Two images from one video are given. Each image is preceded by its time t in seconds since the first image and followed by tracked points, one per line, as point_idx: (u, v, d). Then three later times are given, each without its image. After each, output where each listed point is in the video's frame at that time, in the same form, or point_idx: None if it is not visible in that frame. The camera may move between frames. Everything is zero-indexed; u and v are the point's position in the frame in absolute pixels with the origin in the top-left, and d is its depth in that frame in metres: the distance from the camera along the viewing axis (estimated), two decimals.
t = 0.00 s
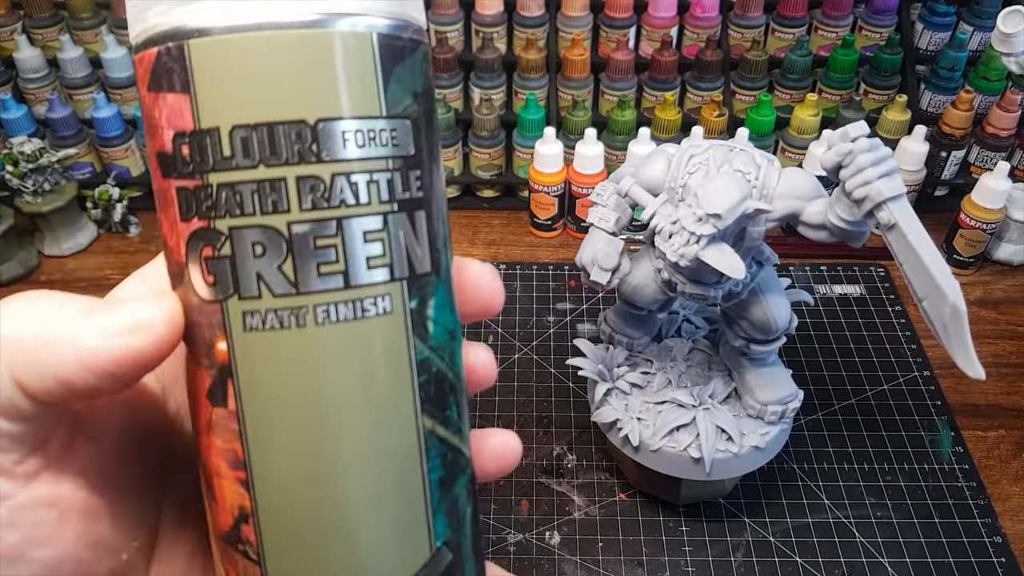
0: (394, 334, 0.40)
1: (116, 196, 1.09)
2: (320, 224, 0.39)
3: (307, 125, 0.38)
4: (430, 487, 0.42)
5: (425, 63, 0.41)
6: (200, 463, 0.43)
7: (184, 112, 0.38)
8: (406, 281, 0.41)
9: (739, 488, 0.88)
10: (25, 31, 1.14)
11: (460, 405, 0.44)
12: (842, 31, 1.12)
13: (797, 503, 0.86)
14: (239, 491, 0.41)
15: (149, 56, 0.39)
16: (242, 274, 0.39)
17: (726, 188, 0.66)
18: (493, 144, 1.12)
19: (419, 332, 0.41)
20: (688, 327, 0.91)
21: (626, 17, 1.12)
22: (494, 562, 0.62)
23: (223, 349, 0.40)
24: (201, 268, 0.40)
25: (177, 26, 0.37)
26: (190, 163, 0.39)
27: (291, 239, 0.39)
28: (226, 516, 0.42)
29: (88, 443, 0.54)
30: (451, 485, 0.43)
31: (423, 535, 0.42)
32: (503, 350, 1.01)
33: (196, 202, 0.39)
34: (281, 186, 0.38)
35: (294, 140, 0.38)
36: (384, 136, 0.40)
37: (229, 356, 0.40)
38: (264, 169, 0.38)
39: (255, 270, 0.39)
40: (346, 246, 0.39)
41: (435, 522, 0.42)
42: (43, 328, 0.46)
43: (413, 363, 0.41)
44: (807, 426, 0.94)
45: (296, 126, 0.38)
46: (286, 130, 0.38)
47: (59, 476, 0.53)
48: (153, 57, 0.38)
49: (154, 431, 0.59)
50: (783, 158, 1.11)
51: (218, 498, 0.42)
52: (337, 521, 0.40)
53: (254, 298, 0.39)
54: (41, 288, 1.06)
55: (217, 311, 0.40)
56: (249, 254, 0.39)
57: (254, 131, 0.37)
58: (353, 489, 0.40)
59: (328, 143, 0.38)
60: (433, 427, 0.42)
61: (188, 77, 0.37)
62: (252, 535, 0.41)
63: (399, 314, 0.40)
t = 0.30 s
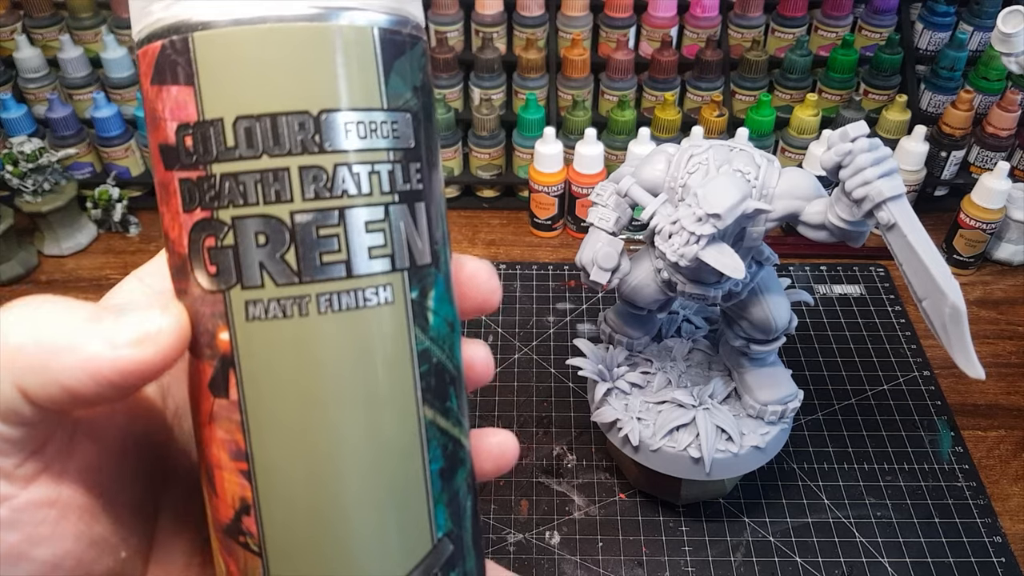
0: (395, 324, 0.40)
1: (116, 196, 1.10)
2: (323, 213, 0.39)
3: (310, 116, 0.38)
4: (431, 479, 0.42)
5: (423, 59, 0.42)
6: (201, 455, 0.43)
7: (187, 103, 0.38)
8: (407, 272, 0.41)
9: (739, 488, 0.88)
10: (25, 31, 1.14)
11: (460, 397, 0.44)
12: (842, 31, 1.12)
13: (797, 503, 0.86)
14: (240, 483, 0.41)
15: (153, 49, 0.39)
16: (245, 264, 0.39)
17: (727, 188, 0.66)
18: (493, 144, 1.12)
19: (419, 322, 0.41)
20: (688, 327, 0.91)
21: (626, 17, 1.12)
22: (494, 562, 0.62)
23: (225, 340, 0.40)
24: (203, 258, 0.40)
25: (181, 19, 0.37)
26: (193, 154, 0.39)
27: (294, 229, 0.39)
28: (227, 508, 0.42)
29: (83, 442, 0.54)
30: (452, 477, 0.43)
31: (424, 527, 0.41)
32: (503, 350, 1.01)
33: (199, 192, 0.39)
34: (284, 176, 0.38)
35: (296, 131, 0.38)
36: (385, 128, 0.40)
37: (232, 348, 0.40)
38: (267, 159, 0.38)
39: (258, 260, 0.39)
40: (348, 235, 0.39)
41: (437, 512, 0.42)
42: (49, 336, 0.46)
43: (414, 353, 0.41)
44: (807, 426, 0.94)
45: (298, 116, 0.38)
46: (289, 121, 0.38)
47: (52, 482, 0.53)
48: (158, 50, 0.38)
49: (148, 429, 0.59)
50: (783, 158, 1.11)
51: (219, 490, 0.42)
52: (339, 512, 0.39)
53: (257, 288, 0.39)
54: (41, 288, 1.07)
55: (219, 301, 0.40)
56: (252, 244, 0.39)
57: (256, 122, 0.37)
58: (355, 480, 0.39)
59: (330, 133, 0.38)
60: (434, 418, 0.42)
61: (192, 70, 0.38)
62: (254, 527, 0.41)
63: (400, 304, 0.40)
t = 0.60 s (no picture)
0: (393, 323, 0.40)
1: (116, 196, 1.10)
2: (322, 214, 0.39)
3: (308, 119, 0.38)
4: (429, 477, 0.42)
5: (418, 67, 0.42)
6: (202, 456, 0.43)
7: (189, 108, 0.38)
8: (404, 272, 0.41)
9: (739, 488, 0.88)
10: (25, 32, 1.14)
11: (457, 397, 0.44)
12: (842, 31, 1.12)
13: (798, 503, 0.86)
14: (240, 481, 0.41)
15: (155, 57, 0.39)
16: (247, 263, 0.39)
17: (727, 188, 0.66)
18: (493, 144, 1.12)
19: (416, 321, 0.41)
20: (688, 327, 0.91)
21: (626, 17, 1.12)
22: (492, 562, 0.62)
23: (226, 340, 0.40)
24: (203, 261, 0.40)
25: (184, 26, 0.37)
26: (194, 159, 0.39)
27: (294, 230, 0.39)
28: (227, 507, 0.42)
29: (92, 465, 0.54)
30: (449, 475, 0.43)
31: (422, 525, 0.41)
32: (504, 350, 1.01)
33: (200, 195, 0.39)
34: (283, 178, 0.38)
35: (294, 133, 0.38)
36: (381, 132, 0.40)
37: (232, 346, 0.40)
38: (267, 162, 0.38)
39: (258, 260, 0.39)
40: (345, 235, 0.39)
41: (434, 512, 0.42)
42: (68, 377, 0.44)
43: (411, 351, 0.41)
44: (807, 426, 0.94)
45: (296, 120, 0.38)
46: (288, 124, 0.38)
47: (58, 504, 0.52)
48: (160, 57, 0.38)
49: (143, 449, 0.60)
50: (783, 158, 1.12)
51: (219, 489, 0.42)
52: (338, 510, 0.39)
53: (257, 288, 0.39)
54: (40, 289, 1.07)
55: (219, 299, 0.40)
56: (252, 245, 0.39)
57: (255, 126, 0.37)
58: (354, 479, 0.39)
59: (327, 135, 0.38)
60: (431, 417, 0.42)
61: (193, 76, 0.38)
62: (254, 527, 0.41)
63: (397, 303, 0.40)
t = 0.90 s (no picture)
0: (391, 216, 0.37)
1: (116, 196, 1.10)
2: (324, 117, 0.37)
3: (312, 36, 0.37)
4: (433, 378, 0.37)
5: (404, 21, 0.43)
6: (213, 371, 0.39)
7: (205, 35, 0.38)
8: (398, 176, 0.38)
9: (739, 488, 0.88)
10: (25, 31, 1.14)
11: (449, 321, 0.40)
12: (842, 31, 1.12)
13: (798, 503, 0.86)
14: (253, 368, 0.36)
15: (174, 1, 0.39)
16: (257, 157, 0.36)
17: (727, 188, 0.66)
18: (493, 144, 1.12)
19: (410, 223, 0.38)
20: (688, 327, 0.91)
21: (626, 17, 1.12)
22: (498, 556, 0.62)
23: (239, 234, 0.36)
24: (217, 163, 0.37)
25: None
26: (210, 75, 0.37)
27: (300, 128, 0.36)
28: (237, 405, 0.36)
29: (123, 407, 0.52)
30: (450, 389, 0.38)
31: (426, 425, 0.36)
32: (504, 350, 1.01)
33: (216, 106, 0.37)
34: (288, 84, 0.37)
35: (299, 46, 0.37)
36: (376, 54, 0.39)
37: (244, 239, 0.36)
38: (275, 71, 0.37)
39: (269, 155, 0.36)
40: (344, 136, 0.37)
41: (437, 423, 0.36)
42: (102, 298, 0.42)
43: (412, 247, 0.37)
44: (807, 426, 0.94)
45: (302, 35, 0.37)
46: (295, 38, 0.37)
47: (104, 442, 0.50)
48: None
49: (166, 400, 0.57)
50: (783, 158, 1.12)
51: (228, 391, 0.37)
52: (341, 392, 0.34)
53: (269, 179, 0.36)
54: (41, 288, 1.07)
55: (233, 196, 0.36)
56: (261, 141, 0.36)
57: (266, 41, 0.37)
58: (356, 357, 0.35)
59: (329, 50, 0.37)
60: (427, 316, 0.37)
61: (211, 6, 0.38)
62: (251, 444, 0.36)
63: (394, 201, 0.37)
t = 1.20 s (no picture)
0: (342, 110, 0.41)
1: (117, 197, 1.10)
2: (280, 26, 0.41)
3: None
4: (387, 243, 0.40)
5: None
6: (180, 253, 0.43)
7: None
8: (347, 81, 0.42)
9: (739, 488, 0.88)
10: (26, 32, 1.15)
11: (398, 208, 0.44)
12: (841, 31, 1.12)
13: (797, 503, 0.87)
14: (218, 234, 0.39)
15: None
16: (221, 56, 0.40)
17: (727, 188, 0.67)
18: (494, 145, 1.12)
19: (358, 119, 0.42)
20: (688, 326, 0.91)
21: (626, 18, 1.12)
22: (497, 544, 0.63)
23: (203, 119, 0.40)
24: (186, 66, 0.41)
25: None
26: None
27: (259, 34, 0.40)
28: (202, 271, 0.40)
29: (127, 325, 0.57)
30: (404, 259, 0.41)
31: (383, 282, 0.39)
32: (504, 350, 1.01)
33: (184, 21, 0.41)
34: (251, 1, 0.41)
35: None
36: None
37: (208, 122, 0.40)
38: None
39: (231, 56, 0.40)
40: (300, 43, 0.41)
41: (389, 274, 0.40)
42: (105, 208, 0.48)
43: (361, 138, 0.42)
44: (806, 425, 0.94)
45: None
46: None
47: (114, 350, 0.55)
48: None
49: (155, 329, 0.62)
50: (783, 159, 1.12)
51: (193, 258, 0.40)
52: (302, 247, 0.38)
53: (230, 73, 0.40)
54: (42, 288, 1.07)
55: (199, 90, 0.40)
56: (225, 45, 0.40)
57: None
58: (316, 220, 0.38)
59: None
60: (376, 189, 0.41)
61: None
62: (215, 296, 0.39)
63: (343, 99, 0.42)
